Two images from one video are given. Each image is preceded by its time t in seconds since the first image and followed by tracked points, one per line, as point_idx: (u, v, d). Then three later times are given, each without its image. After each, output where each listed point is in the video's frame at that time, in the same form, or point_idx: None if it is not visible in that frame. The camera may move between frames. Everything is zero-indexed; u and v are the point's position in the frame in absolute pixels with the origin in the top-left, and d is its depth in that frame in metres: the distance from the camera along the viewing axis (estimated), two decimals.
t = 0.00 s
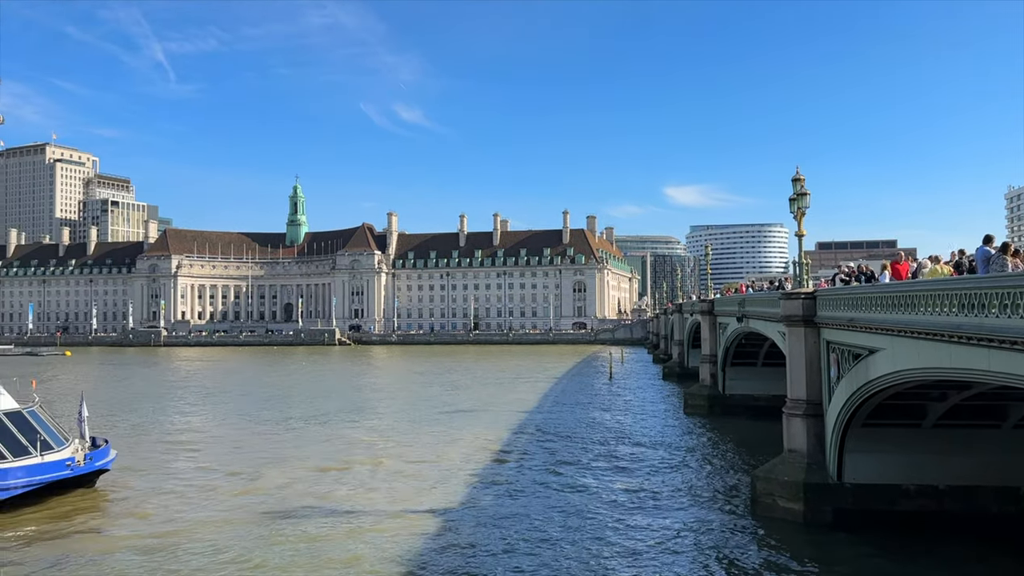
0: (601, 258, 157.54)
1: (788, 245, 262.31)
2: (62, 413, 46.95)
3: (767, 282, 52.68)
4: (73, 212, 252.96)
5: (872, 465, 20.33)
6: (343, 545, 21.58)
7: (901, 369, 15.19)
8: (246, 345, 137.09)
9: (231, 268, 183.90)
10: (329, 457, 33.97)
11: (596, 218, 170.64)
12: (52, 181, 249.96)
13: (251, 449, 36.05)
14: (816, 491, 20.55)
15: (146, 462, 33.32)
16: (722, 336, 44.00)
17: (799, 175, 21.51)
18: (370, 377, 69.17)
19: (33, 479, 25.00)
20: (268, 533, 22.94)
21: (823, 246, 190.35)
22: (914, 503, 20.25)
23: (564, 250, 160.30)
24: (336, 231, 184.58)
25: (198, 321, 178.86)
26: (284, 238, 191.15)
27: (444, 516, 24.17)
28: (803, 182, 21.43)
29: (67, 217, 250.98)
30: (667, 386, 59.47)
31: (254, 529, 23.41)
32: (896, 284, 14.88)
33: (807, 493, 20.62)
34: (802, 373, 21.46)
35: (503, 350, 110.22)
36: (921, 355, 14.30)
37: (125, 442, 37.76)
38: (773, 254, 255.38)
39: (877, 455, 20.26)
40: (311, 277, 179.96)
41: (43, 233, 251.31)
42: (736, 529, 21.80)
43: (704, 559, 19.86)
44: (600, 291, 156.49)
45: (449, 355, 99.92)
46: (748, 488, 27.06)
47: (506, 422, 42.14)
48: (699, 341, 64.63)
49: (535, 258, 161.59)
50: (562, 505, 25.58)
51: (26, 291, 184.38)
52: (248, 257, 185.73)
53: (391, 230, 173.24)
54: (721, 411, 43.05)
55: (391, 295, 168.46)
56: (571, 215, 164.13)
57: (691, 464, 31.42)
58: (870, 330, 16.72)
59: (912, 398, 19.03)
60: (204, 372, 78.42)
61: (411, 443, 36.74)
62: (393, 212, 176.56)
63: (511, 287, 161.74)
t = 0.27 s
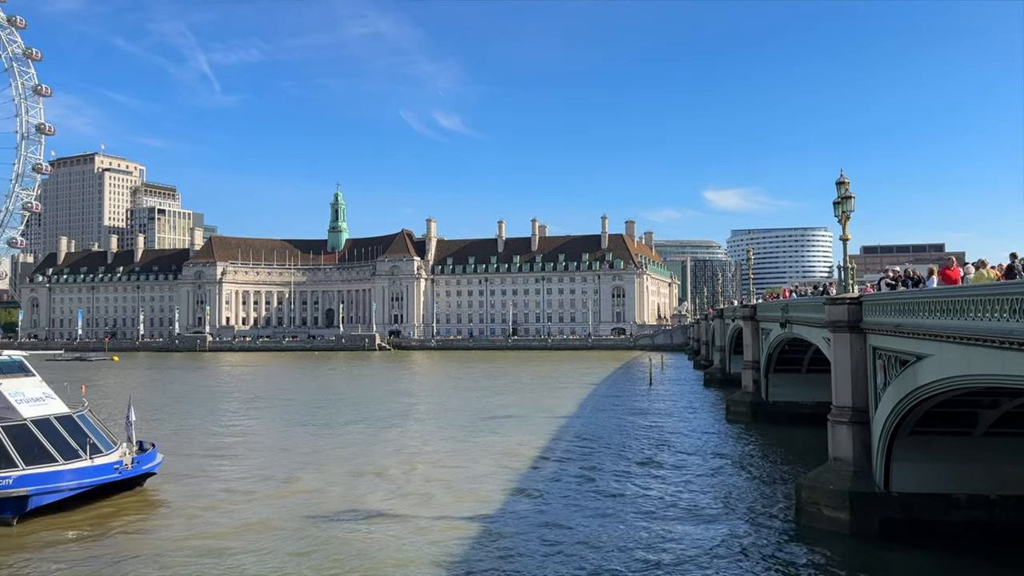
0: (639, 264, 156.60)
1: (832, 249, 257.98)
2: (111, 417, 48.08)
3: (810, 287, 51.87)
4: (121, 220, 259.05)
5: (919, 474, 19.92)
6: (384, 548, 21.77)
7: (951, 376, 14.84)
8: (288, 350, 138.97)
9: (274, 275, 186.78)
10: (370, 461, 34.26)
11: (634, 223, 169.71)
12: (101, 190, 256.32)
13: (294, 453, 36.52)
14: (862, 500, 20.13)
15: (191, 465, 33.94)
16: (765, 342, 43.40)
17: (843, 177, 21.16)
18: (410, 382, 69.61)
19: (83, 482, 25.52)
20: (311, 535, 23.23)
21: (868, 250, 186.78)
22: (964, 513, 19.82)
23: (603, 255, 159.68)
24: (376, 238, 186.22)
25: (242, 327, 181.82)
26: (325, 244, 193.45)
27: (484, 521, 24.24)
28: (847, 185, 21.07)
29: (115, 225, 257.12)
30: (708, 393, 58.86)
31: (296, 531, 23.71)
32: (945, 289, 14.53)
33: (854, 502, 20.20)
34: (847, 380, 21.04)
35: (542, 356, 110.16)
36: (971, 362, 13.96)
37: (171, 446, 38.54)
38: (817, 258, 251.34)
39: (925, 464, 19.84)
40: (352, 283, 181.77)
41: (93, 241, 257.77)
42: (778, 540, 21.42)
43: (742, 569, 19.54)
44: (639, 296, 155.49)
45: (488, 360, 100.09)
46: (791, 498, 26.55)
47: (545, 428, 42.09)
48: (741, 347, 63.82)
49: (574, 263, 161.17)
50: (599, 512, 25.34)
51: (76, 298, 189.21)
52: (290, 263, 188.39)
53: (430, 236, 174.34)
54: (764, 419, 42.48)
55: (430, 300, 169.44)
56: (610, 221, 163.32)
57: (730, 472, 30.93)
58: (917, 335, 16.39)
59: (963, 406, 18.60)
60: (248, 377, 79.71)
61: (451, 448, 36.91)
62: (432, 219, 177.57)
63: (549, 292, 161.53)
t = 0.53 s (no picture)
0: (677, 269, 155.49)
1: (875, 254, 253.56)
2: (156, 422, 49.03)
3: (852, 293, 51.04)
4: (164, 229, 264.30)
5: (966, 483, 19.54)
6: (421, 555, 21.89)
7: (997, 385, 14.54)
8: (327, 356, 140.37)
9: (313, 282, 189.09)
10: (408, 467, 34.45)
11: (672, 229, 168.57)
12: (145, 199, 261.82)
13: (333, 459, 36.88)
14: (908, 511, 19.76)
15: (233, 471, 34.43)
16: (806, 349, 42.75)
17: (887, 181, 20.83)
18: (447, 389, 69.89)
19: (128, 486, 26.04)
20: (350, 540, 23.44)
21: (912, 255, 183.34)
22: (1013, 524, 19.47)
23: (639, 262, 158.81)
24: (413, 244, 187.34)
25: (282, 333, 184.22)
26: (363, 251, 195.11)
27: (522, 528, 24.29)
28: (890, 190, 20.74)
29: (159, 233, 262.39)
30: (748, 400, 58.23)
31: (336, 536, 24.01)
32: (991, 296, 14.25)
33: (899, 513, 19.83)
34: (891, 388, 20.65)
35: (578, 362, 109.88)
36: (1017, 371, 13.67)
37: (214, 450, 39.17)
38: (859, 264, 247.24)
39: (973, 474, 19.45)
40: (389, 289, 183.14)
41: (137, 249, 263.31)
42: (820, 551, 21.08)
43: None
44: (677, 303, 154.33)
45: (525, 367, 100.06)
46: (834, 508, 26.06)
47: (583, 435, 41.95)
48: (782, 353, 62.95)
49: (610, 270, 160.55)
50: (637, 521, 25.18)
51: (122, 305, 193.39)
52: (329, 270, 190.52)
53: (466, 243, 175.01)
54: (806, 427, 41.87)
55: (467, 307, 170.05)
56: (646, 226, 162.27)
57: (771, 482, 30.52)
58: (962, 342, 16.12)
59: (1011, 415, 18.21)
60: (288, 383, 80.65)
61: (488, 454, 36.98)
62: (468, 226, 178.19)
63: (586, 298, 161.08)
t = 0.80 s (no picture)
0: (712, 276, 154.12)
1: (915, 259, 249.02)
2: (195, 428, 49.76)
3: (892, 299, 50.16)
4: (203, 237, 268.65)
5: (1011, 494, 19.10)
6: (454, 563, 21.96)
7: None
8: (362, 363, 141.40)
9: (348, 289, 190.86)
10: (442, 475, 34.50)
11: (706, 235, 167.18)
12: (185, 209, 266.43)
13: (367, 466, 37.07)
14: (951, 522, 19.36)
15: (270, 477, 34.75)
16: (845, 357, 42.08)
17: (927, 186, 20.46)
18: (481, 396, 69.96)
19: (167, 492, 26.41)
20: (384, 548, 23.56)
21: (954, 261, 179.70)
22: None
23: (673, 268, 157.72)
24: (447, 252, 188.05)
25: (317, 340, 186.01)
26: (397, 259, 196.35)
27: (556, 537, 24.23)
28: (931, 194, 20.38)
29: (198, 242, 266.81)
30: (785, 408, 57.49)
31: (370, 544, 24.13)
32: None
33: (941, 523, 19.44)
34: (934, 396, 20.22)
35: (613, 370, 109.34)
36: None
37: (251, 457, 39.64)
38: (899, 269, 242.95)
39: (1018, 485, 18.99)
40: (423, 297, 183.97)
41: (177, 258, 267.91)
42: (860, 563, 20.81)
43: None
44: (712, 310, 152.93)
45: (559, 374, 99.86)
46: (873, 518, 25.75)
47: (616, 443, 41.72)
48: (820, 361, 62.07)
49: (644, 276, 159.60)
50: (674, 531, 24.99)
51: (162, 313, 196.85)
52: (363, 278, 192.13)
53: (499, 250, 175.30)
54: (845, 436, 41.20)
55: (500, 314, 170.17)
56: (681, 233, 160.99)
57: (810, 491, 30.11)
58: (1006, 350, 15.81)
59: None
60: (323, 390, 81.41)
61: (522, 462, 36.92)
62: (501, 233, 178.48)
63: (620, 305, 160.34)
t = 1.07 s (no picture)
0: (744, 283, 152.68)
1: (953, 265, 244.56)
2: (228, 435, 50.35)
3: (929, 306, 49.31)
4: (237, 246, 272.30)
5: None
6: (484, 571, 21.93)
7: None
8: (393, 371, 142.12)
9: (379, 297, 192.18)
10: (471, 483, 34.48)
11: (738, 242, 165.75)
12: (219, 218, 270.28)
13: (398, 473, 37.23)
14: (990, 533, 18.96)
15: (301, 484, 35.01)
16: (882, 365, 41.41)
17: (965, 191, 20.13)
18: (512, 404, 69.95)
19: (202, 498, 26.76)
20: (414, 556, 23.59)
21: (993, 267, 176.15)
22: None
23: (705, 275, 156.54)
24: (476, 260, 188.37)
25: (349, 348, 187.38)
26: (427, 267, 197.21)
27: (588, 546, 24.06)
28: (969, 200, 20.04)
29: (232, 251, 270.38)
30: (819, 418, 56.68)
31: (400, 551, 24.18)
32: None
33: (980, 535, 19.03)
34: (973, 405, 19.81)
35: (644, 378, 108.73)
36: None
37: (283, 464, 39.99)
38: (937, 276, 238.80)
39: None
40: (453, 304, 184.44)
41: (212, 267, 271.76)
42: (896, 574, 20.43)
43: None
44: (745, 317, 151.40)
45: (589, 382, 99.43)
46: (910, 529, 25.31)
47: (648, 452, 41.43)
48: (855, 369, 61.13)
49: (675, 283, 158.55)
50: (703, 541, 24.76)
51: (196, 321, 199.72)
52: (394, 286, 193.29)
53: (529, 257, 175.30)
54: (881, 445, 40.51)
55: (529, 322, 170.04)
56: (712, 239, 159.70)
57: (843, 502, 29.64)
58: None
59: None
60: (355, 397, 81.96)
61: (552, 471, 36.80)
62: (531, 240, 178.56)
63: (650, 313, 159.47)
